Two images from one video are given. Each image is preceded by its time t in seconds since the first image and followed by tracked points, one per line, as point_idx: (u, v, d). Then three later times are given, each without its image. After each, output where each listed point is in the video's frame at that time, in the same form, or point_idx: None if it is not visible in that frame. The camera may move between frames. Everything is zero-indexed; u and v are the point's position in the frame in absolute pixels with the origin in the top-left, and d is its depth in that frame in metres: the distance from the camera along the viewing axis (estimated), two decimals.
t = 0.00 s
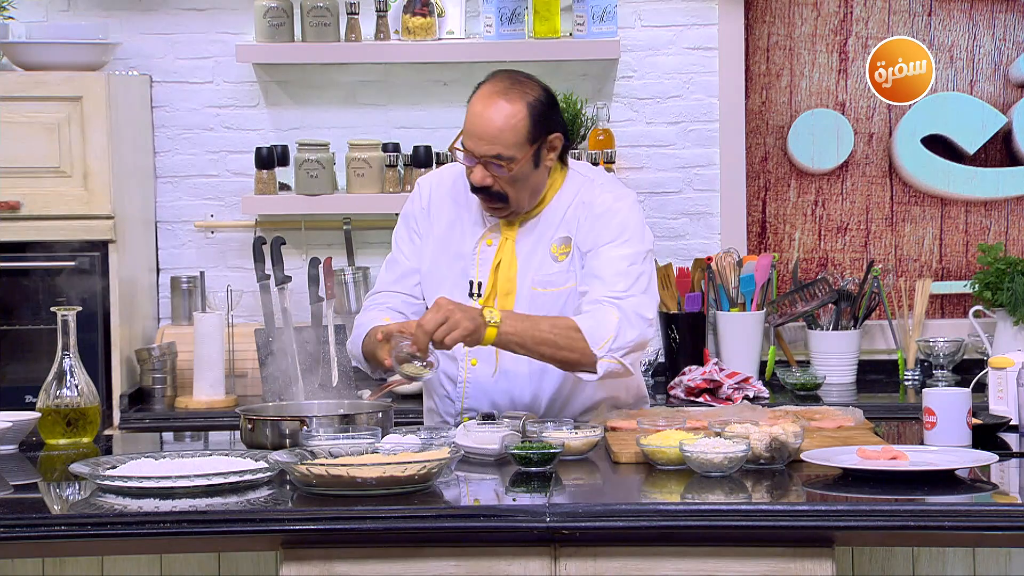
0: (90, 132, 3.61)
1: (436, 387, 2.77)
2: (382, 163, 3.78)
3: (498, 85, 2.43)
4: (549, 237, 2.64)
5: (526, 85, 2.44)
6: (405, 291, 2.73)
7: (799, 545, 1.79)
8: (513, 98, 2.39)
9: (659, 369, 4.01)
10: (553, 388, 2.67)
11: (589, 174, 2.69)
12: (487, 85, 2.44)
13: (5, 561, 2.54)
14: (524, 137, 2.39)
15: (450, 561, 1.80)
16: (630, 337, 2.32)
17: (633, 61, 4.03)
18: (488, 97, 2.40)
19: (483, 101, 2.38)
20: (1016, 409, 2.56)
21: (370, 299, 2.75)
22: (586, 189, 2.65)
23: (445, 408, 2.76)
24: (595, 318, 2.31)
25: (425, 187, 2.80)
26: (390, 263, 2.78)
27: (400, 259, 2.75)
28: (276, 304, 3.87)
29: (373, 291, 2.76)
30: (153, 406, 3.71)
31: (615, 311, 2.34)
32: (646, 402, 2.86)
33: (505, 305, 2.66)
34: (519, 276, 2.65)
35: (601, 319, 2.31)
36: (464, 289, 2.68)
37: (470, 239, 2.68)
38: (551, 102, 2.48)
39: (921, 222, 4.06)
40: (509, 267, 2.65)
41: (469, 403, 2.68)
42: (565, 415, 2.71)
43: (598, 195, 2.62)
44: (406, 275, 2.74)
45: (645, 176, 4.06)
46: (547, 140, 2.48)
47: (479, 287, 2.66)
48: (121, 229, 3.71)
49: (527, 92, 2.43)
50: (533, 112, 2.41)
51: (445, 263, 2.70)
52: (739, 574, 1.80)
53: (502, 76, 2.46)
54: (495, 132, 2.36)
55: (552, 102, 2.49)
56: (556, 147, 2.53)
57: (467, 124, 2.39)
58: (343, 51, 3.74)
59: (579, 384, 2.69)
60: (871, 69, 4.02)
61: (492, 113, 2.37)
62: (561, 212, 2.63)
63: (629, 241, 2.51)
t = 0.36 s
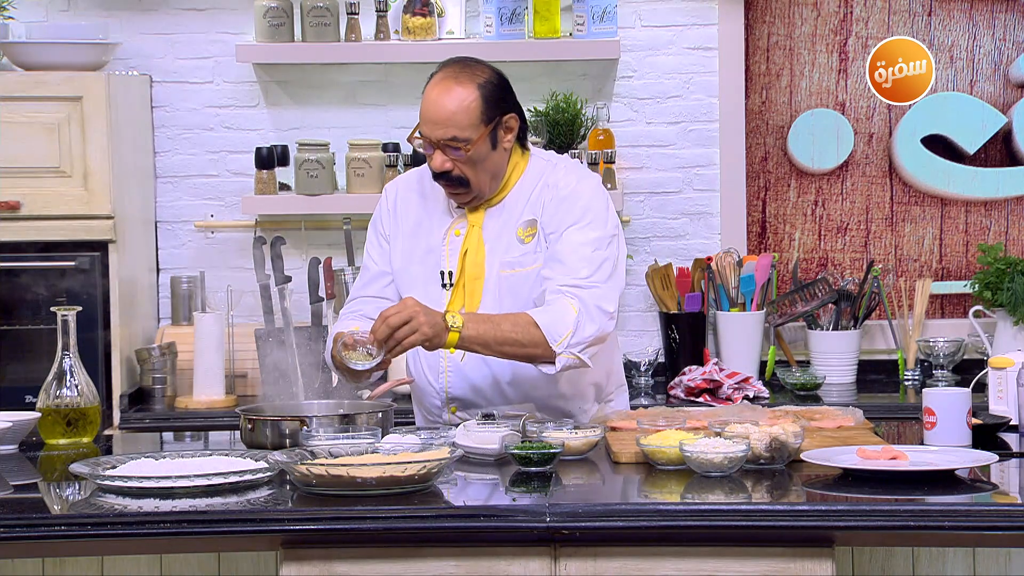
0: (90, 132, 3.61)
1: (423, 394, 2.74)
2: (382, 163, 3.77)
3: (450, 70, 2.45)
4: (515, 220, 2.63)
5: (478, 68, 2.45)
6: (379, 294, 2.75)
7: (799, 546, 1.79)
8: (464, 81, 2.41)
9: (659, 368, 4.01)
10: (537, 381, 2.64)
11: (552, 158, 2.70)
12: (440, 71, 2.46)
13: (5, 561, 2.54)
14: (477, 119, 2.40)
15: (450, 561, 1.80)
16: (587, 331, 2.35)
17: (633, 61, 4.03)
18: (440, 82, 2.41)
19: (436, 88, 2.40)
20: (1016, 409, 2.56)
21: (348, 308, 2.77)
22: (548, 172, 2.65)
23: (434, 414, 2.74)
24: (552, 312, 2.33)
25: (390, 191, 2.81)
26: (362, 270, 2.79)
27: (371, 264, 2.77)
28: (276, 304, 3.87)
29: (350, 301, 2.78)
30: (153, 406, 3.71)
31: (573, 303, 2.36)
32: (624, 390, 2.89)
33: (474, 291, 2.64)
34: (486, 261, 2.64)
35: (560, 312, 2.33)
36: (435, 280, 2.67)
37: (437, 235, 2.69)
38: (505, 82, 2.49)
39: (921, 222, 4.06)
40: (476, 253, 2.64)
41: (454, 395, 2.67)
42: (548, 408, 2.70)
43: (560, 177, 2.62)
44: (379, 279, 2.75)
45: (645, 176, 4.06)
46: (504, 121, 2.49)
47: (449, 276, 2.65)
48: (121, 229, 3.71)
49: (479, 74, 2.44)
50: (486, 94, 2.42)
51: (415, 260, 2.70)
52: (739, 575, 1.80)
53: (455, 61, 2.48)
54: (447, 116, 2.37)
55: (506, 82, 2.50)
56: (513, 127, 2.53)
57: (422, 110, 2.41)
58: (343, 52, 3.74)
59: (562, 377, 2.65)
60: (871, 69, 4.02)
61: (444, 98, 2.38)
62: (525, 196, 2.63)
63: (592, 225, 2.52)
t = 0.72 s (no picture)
0: (90, 132, 3.61)
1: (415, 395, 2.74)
2: (382, 163, 3.77)
3: (443, 63, 2.45)
4: (509, 217, 2.63)
5: (471, 62, 2.45)
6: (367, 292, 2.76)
7: (799, 545, 1.80)
8: (457, 75, 2.41)
9: (659, 368, 4.02)
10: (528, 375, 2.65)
11: (544, 155, 2.70)
12: (433, 65, 2.46)
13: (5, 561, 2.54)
14: (471, 112, 2.40)
15: (450, 561, 1.80)
16: (583, 328, 2.35)
17: (633, 61, 4.03)
18: (433, 75, 2.41)
19: (429, 81, 2.40)
20: (1016, 409, 2.56)
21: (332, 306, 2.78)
22: (542, 169, 2.65)
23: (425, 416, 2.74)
24: (548, 308, 2.33)
25: (381, 190, 2.81)
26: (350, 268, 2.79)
27: (359, 262, 2.78)
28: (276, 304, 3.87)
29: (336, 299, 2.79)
30: (153, 405, 3.71)
31: (569, 298, 2.36)
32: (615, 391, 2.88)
33: (466, 287, 2.64)
34: (478, 258, 2.64)
35: (556, 308, 2.33)
36: (428, 277, 2.67)
37: (429, 232, 2.69)
38: (498, 76, 2.49)
39: (921, 222, 4.06)
40: (468, 248, 2.63)
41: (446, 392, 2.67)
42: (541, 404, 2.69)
43: (553, 174, 2.61)
44: (367, 277, 2.76)
45: (645, 176, 4.06)
46: (497, 115, 2.49)
47: (442, 274, 2.66)
48: (121, 229, 3.71)
49: (472, 68, 2.44)
50: (479, 88, 2.43)
51: (406, 257, 2.70)
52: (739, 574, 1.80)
53: (448, 55, 2.48)
54: (440, 108, 2.38)
55: (500, 76, 2.50)
56: (507, 122, 2.53)
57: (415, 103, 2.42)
58: (343, 52, 3.74)
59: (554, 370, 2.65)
60: (871, 69, 4.02)
61: (437, 91, 2.38)
62: (519, 193, 2.64)
63: (586, 222, 2.52)
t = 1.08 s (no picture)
0: (90, 132, 3.61)
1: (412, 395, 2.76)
2: (382, 163, 3.78)
3: (440, 68, 2.44)
4: (511, 218, 2.63)
5: (468, 65, 2.45)
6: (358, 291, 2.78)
7: (799, 546, 1.79)
8: (456, 80, 2.40)
9: (659, 368, 4.02)
10: (527, 373, 2.66)
11: (542, 155, 2.70)
12: (431, 70, 2.45)
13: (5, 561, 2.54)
14: (471, 116, 2.40)
15: (450, 561, 1.80)
16: (596, 319, 2.36)
17: (633, 61, 4.03)
18: (432, 80, 2.41)
19: (428, 87, 2.40)
20: (1016, 409, 2.56)
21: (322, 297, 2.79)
22: (542, 169, 2.65)
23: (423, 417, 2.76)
24: (559, 300, 2.34)
25: (378, 192, 2.81)
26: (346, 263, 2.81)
27: (354, 260, 2.79)
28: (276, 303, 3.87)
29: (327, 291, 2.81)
30: (153, 406, 3.71)
31: (580, 291, 2.37)
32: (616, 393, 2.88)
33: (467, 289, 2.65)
34: (480, 260, 2.64)
35: (568, 300, 2.34)
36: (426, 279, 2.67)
37: (428, 235, 2.69)
38: (496, 79, 2.49)
39: (921, 222, 4.06)
40: (468, 250, 2.64)
41: (445, 393, 2.67)
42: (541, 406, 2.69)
43: (554, 173, 2.62)
44: (361, 276, 2.78)
45: (645, 176, 4.06)
46: (497, 117, 2.49)
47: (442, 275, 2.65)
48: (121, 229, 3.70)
49: (470, 72, 2.44)
50: (478, 92, 2.42)
51: (402, 262, 2.71)
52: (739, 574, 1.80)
53: (445, 59, 2.47)
54: (441, 114, 2.37)
55: (498, 79, 2.50)
56: (507, 123, 2.53)
57: (414, 109, 2.41)
58: (342, 52, 3.74)
59: (552, 367, 2.67)
60: (871, 69, 4.02)
61: (437, 96, 2.38)
62: (519, 194, 2.63)
63: (590, 220, 2.53)
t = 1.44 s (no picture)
0: (90, 132, 3.61)
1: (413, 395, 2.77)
2: (383, 163, 3.78)
3: (450, 72, 2.43)
4: (518, 221, 2.63)
5: (478, 70, 2.44)
6: (356, 280, 2.76)
7: (799, 546, 1.79)
8: (467, 85, 2.40)
9: (659, 368, 4.02)
10: (528, 375, 2.66)
11: (549, 159, 2.71)
12: (440, 74, 2.44)
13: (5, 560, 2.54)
14: (482, 122, 2.39)
15: (450, 561, 1.80)
16: (610, 324, 2.35)
17: (633, 61, 4.03)
18: (442, 85, 2.40)
19: (438, 93, 2.39)
20: (1016, 409, 2.56)
21: (317, 277, 2.76)
22: (549, 173, 2.66)
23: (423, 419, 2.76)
24: (574, 304, 2.33)
25: (385, 188, 2.80)
26: (346, 248, 2.80)
27: (358, 248, 2.77)
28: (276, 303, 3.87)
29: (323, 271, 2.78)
30: (153, 406, 3.71)
31: (595, 295, 2.37)
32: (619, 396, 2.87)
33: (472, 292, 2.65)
34: (486, 263, 2.64)
35: (583, 305, 2.34)
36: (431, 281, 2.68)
37: (435, 237, 2.69)
38: (506, 83, 2.49)
39: (921, 222, 4.06)
40: (474, 253, 2.64)
41: (446, 397, 2.66)
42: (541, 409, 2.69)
43: (563, 178, 2.63)
44: (362, 266, 2.76)
45: (645, 176, 4.06)
46: (506, 122, 2.49)
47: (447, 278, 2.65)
48: (121, 229, 3.70)
49: (480, 77, 2.43)
50: (488, 97, 2.42)
51: (407, 263, 2.71)
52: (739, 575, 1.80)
53: (454, 64, 2.47)
54: (453, 120, 2.36)
55: (507, 83, 2.50)
56: (515, 128, 2.54)
57: (424, 114, 2.40)
58: (343, 52, 3.74)
59: (554, 370, 2.67)
60: (871, 69, 4.02)
61: (447, 102, 2.37)
62: (526, 197, 2.63)
63: (601, 225, 2.53)
